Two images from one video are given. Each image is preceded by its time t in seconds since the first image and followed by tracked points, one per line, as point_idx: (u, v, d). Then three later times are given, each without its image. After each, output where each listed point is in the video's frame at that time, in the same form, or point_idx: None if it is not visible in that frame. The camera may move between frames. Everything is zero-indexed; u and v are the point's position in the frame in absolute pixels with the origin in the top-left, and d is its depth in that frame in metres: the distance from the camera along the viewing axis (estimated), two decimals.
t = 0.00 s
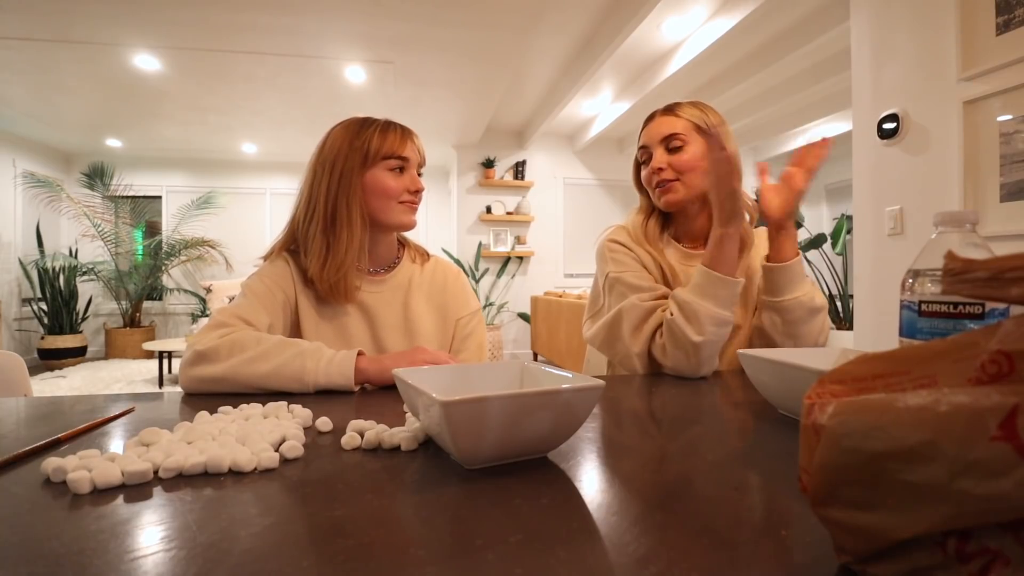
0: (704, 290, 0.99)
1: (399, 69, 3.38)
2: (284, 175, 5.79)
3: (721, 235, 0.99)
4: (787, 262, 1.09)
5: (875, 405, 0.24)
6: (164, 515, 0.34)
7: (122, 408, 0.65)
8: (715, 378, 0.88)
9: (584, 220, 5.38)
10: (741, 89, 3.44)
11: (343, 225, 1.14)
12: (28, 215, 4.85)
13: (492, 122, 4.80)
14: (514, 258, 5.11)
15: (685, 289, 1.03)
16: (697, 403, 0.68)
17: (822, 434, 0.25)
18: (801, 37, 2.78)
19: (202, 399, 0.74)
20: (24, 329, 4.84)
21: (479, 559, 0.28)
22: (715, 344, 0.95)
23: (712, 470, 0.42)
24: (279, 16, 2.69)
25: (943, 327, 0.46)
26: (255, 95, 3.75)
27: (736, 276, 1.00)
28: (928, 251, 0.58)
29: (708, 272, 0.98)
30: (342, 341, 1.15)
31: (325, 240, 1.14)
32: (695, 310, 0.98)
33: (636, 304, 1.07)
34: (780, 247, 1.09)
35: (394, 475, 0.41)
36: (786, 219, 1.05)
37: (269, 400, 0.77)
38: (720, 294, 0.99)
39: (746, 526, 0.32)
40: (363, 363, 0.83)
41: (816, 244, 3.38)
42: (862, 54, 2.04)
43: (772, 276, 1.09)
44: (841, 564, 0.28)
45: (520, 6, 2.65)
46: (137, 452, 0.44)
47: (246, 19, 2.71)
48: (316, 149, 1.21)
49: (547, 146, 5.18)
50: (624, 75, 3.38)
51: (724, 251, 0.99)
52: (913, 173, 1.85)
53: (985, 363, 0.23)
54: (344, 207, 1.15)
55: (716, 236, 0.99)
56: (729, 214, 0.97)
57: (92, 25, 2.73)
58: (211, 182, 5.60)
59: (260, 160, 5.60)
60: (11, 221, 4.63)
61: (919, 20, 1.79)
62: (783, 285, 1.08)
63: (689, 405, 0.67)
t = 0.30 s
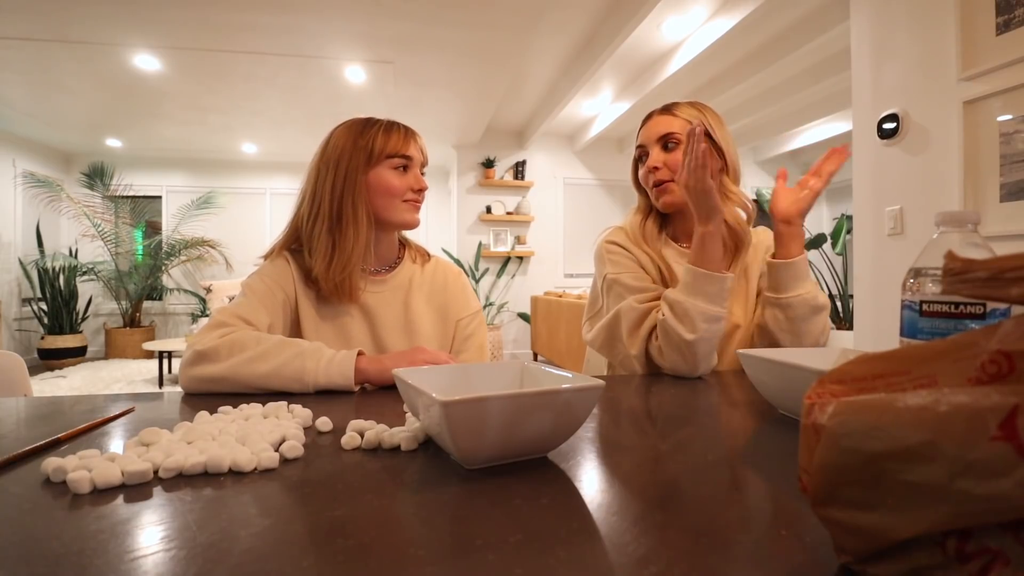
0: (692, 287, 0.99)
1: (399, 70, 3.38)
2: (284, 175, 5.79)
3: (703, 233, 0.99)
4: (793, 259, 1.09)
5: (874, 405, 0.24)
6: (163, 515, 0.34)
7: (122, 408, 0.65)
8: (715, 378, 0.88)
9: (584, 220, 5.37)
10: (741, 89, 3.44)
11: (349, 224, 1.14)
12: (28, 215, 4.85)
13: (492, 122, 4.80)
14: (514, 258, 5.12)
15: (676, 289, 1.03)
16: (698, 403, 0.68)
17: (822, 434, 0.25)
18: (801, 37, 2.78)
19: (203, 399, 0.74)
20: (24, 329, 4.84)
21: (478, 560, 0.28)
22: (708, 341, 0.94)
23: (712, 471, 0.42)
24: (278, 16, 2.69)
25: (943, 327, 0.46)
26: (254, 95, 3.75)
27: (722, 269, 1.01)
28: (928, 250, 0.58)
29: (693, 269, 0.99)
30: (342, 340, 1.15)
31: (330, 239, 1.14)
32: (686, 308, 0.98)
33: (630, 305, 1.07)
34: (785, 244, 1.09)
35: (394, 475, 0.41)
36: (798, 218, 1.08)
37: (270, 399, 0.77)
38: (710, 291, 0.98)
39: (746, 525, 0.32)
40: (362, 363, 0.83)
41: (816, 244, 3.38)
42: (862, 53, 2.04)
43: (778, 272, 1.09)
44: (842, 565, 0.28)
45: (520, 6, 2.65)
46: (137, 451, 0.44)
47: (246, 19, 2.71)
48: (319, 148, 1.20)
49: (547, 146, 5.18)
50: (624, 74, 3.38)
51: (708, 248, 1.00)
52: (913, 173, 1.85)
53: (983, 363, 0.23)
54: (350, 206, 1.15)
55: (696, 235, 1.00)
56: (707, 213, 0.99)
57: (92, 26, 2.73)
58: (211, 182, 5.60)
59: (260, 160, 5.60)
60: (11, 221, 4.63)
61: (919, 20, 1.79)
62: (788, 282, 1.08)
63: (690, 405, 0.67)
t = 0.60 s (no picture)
0: (703, 286, 0.99)
1: (399, 70, 3.38)
2: (284, 175, 5.79)
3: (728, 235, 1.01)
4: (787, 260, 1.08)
5: (875, 405, 0.24)
6: (163, 515, 0.34)
7: (122, 407, 0.66)
8: (715, 379, 0.88)
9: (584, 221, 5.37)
10: (741, 89, 3.45)
11: (351, 224, 1.14)
12: (27, 215, 4.85)
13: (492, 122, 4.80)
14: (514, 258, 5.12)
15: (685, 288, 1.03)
16: (696, 403, 0.68)
17: (822, 434, 0.25)
18: (801, 37, 2.78)
19: (203, 398, 0.75)
20: (24, 329, 4.84)
21: (478, 559, 0.28)
22: (713, 341, 0.95)
23: (715, 471, 0.42)
24: (278, 16, 2.69)
25: (943, 327, 0.46)
26: (255, 95, 3.75)
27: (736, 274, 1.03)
28: (928, 250, 0.58)
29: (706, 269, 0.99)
30: (342, 341, 1.15)
31: (332, 239, 1.14)
32: (695, 306, 0.98)
33: (633, 302, 1.07)
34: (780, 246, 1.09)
35: (394, 475, 0.41)
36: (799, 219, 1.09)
37: (268, 399, 0.77)
38: (721, 291, 0.99)
39: (746, 526, 0.32)
40: (362, 362, 0.83)
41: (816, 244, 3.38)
42: (862, 53, 2.04)
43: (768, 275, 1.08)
44: (841, 564, 0.28)
45: (521, 6, 2.65)
46: (137, 451, 0.44)
47: (246, 19, 2.71)
48: (320, 148, 1.20)
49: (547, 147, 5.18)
50: (624, 75, 3.38)
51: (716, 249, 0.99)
52: (913, 172, 1.85)
53: (984, 363, 0.23)
54: (352, 206, 1.15)
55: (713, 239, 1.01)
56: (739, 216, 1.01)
57: (92, 25, 2.73)
58: (211, 182, 5.60)
59: (260, 160, 5.60)
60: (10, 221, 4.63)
61: (919, 20, 1.79)
62: (780, 284, 1.07)
63: (687, 405, 0.67)
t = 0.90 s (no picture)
0: (682, 286, 0.99)
1: (399, 70, 3.38)
2: (284, 175, 5.79)
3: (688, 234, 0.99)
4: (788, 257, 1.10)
5: (876, 405, 0.24)
6: (163, 516, 0.34)
7: (122, 407, 0.66)
8: (715, 379, 0.88)
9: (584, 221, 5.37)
10: (741, 89, 3.45)
11: (351, 225, 1.14)
12: (27, 215, 4.85)
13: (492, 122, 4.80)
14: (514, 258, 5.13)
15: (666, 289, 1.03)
16: (695, 403, 0.68)
17: (822, 434, 0.25)
18: (801, 37, 2.78)
19: (202, 398, 0.75)
20: (24, 329, 4.84)
21: (479, 559, 0.28)
22: (700, 338, 0.95)
23: (715, 471, 0.42)
24: (278, 15, 2.69)
25: (943, 327, 0.46)
26: (255, 95, 3.76)
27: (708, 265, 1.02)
28: (927, 251, 0.58)
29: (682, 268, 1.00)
30: (342, 341, 1.15)
31: (332, 240, 1.14)
32: (688, 306, 0.98)
33: (624, 307, 1.08)
34: (780, 244, 1.10)
35: (395, 475, 0.41)
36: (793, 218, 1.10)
37: (267, 400, 0.77)
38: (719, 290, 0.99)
39: (747, 526, 0.32)
40: (363, 363, 0.83)
41: (816, 244, 3.38)
42: (862, 54, 2.04)
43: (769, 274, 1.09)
44: (841, 564, 0.28)
45: (521, 6, 2.64)
46: (137, 451, 0.44)
47: (246, 19, 2.71)
48: (320, 148, 1.20)
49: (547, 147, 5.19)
50: (624, 74, 3.38)
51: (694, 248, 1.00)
52: (913, 172, 1.85)
53: (984, 363, 0.24)
54: (351, 207, 1.15)
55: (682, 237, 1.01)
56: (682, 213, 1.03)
57: (92, 25, 2.73)
58: (211, 182, 5.60)
59: (260, 160, 5.60)
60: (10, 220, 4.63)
61: (919, 20, 1.79)
62: (779, 282, 1.08)
63: (687, 405, 0.67)
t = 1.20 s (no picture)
0: (676, 285, 1.00)
1: (399, 70, 3.38)
2: (284, 175, 5.79)
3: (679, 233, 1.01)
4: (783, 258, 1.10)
5: (876, 405, 0.24)
6: (163, 516, 0.34)
7: (122, 407, 0.66)
8: (714, 379, 0.88)
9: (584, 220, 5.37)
10: (741, 89, 3.45)
11: (351, 225, 1.14)
12: (27, 215, 4.85)
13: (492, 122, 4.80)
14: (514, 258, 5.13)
15: (661, 289, 1.04)
16: (695, 403, 0.68)
17: (821, 433, 0.25)
18: (801, 38, 2.78)
19: (202, 398, 0.74)
20: (24, 329, 4.84)
21: (478, 559, 0.28)
22: (697, 336, 0.94)
23: (714, 472, 0.42)
24: (278, 16, 2.69)
25: (944, 327, 0.46)
26: (255, 96, 3.76)
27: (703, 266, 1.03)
28: (927, 251, 0.58)
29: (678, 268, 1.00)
30: (341, 341, 1.15)
31: (331, 240, 1.14)
32: (687, 306, 0.98)
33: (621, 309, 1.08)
34: (773, 244, 1.10)
35: (394, 475, 0.41)
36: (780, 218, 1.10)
37: (268, 400, 0.77)
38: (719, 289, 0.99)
39: (746, 526, 0.32)
40: (362, 363, 0.83)
41: (816, 244, 3.37)
42: (862, 54, 2.04)
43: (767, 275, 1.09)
44: (841, 565, 0.28)
45: (521, 6, 2.64)
46: (138, 451, 0.44)
47: (246, 19, 2.71)
48: (319, 149, 1.20)
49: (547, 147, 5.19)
50: (624, 74, 3.38)
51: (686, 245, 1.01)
52: (913, 172, 1.85)
53: (984, 364, 0.24)
54: (351, 207, 1.15)
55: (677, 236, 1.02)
56: (674, 212, 1.04)
57: (91, 25, 2.73)
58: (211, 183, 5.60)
59: (260, 160, 5.60)
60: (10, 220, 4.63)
61: (919, 20, 1.79)
62: (777, 283, 1.08)
63: (685, 405, 0.67)
